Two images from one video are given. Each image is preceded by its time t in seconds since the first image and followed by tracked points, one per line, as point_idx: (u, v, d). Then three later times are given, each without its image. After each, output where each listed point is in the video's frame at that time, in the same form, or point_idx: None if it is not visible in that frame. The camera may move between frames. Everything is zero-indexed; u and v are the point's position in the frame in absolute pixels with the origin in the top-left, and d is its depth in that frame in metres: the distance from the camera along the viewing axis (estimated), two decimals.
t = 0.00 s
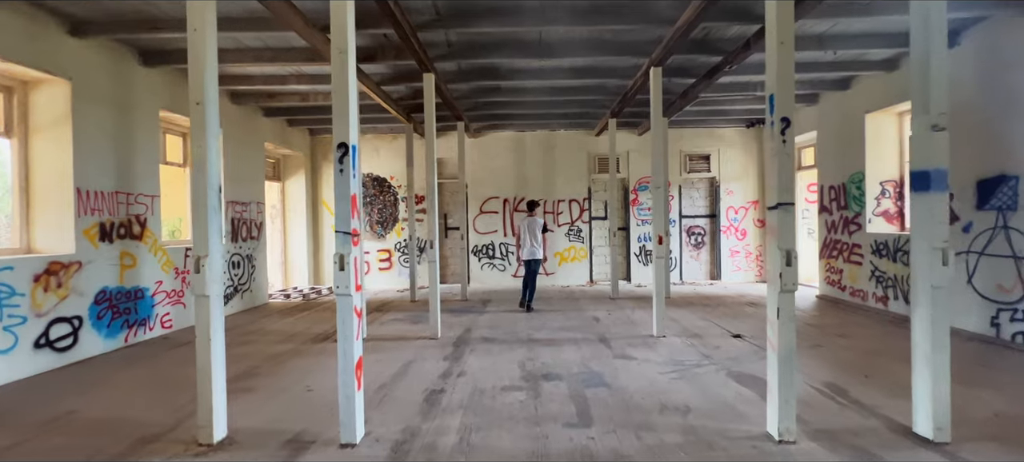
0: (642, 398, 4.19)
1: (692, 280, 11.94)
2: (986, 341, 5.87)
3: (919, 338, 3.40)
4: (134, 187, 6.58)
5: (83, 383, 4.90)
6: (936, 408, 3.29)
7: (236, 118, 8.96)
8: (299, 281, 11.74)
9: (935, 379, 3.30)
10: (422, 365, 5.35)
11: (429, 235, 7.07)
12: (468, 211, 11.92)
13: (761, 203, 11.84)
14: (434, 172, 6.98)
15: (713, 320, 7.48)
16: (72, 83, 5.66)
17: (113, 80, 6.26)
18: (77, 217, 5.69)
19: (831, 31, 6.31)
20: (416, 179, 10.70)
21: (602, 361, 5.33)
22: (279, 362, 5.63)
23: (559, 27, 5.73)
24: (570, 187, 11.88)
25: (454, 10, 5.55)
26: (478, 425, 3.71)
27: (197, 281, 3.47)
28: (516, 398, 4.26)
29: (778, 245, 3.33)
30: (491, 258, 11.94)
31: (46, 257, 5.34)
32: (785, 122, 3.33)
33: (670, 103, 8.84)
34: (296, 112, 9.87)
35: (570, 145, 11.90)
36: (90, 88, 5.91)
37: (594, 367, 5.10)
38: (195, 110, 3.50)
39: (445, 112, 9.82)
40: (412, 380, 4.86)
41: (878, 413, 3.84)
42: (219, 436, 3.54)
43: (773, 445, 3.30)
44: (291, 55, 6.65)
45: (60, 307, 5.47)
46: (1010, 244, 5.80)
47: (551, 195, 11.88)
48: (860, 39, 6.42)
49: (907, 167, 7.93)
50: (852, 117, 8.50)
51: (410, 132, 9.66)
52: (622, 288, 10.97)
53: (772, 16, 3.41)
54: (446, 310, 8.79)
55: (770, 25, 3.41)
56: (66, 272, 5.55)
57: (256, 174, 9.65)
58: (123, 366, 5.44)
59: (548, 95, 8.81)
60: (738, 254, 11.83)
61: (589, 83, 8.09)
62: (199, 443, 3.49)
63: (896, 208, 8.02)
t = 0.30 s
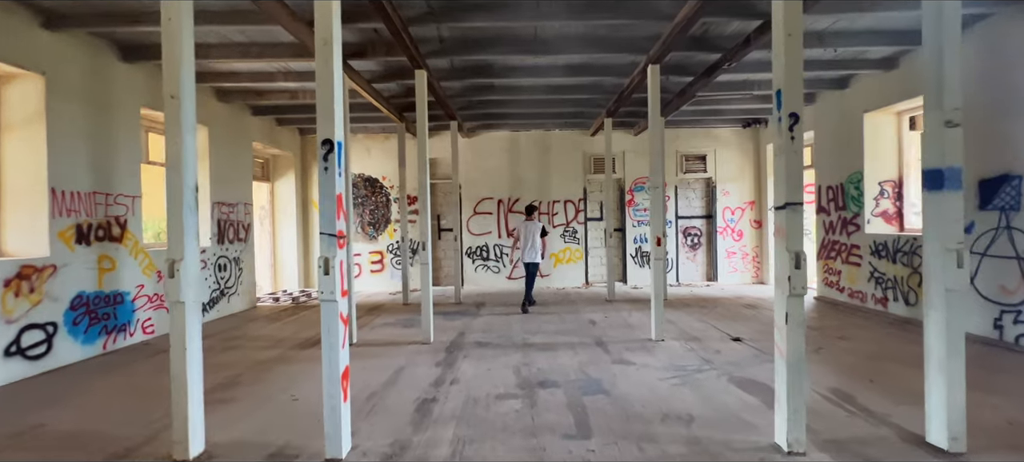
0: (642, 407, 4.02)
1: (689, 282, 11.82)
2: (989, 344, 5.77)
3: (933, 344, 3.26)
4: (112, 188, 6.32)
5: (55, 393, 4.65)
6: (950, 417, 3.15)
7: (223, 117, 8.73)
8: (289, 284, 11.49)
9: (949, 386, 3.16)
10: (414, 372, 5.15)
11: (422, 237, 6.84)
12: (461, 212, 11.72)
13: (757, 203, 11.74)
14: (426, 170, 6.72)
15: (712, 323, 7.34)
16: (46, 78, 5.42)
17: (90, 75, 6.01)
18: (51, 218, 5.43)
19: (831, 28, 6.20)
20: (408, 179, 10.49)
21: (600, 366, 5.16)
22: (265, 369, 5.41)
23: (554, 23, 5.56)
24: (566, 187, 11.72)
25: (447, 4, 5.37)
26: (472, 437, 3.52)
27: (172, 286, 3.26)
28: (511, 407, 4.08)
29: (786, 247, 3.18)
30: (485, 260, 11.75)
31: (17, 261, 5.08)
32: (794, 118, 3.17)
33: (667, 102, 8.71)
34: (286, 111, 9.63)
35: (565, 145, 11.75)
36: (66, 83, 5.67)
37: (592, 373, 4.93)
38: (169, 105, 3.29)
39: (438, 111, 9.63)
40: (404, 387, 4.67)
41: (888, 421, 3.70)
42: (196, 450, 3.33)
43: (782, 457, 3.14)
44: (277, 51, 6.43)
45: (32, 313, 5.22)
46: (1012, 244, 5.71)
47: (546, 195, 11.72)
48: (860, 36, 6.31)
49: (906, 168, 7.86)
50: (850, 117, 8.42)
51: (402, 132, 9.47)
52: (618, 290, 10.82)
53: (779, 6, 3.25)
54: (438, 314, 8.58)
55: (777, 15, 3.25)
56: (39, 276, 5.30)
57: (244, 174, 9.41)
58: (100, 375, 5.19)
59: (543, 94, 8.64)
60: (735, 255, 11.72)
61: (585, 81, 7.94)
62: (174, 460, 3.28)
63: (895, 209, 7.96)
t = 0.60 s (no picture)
0: (640, 412, 3.88)
1: (680, 282, 11.75)
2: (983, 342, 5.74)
3: (938, 346, 3.15)
4: (83, 187, 6.02)
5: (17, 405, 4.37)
6: (958, 420, 3.05)
7: (202, 114, 8.43)
8: (273, 286, 11.19)
9: (957, 388, 3.06)
10: (402, 378, 4.95)
11: (410, 238, 6.63)
12: (451, 212, 11.52)
13: (748, 202, 11.72)
14: (414, 168, 6.49)
15: (706, 323, 7.24)
16: (9, 71, 5.12)
17: (58, 70, 5.72)
18: (15, 219, 5.12)
19: (824, 24, 6.14)
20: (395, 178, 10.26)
21: (594, 369, 5.01)
22: (245, 377, 5.17)
23: (545, 16, 5.40)
24: (556, 186, 11.58)
25: None
26: (462, 448, 3.34)
27: (138, 292, 3.03)
28: (503, 414, 3.91)
29: (789, 245, 3.05)
30: (475, 261, 11.56)
31: None
32: (797, 110, 3.05)
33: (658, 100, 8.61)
34: (269, 108, 9.34)
35: (555, 143, 11.60)
36: (31, 76, 5.37)
37: (587, 377, 4.78)
38: (134, 96, 3.06)
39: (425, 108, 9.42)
40: (391, 395, 4.47)
41: (892, 424, 3.60)
42: None
43: None
44: (258, 45, 6.19)
45: None
46: (1005, 242, 5.69)
47: (537, 195, 11.56)
48: (853, 33, 6.26)
49: (897, 165, 7.85)
50: (841, 115, 8.40)
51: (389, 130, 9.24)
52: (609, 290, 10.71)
53: None
54: (427, 316, 8.37)
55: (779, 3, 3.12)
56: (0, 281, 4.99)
57: (225, 173, 9.11)
58: (67, 385, 4.91)
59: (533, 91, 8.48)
60: (726, 254, 11.68)
61: (576, 78, 7.80)
62: None
63: (886, 206, 7.94)
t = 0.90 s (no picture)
0: (631, 417, 3.77)
1: (667, 281, 11.74)
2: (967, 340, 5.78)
3: (934, 347, 3.10)
4: (46, 186, 5.70)
5: None
6: (953, 422, 3.00)
7: (176, 110, 8.11)
8: (252, 289, 10.87)
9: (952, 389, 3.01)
10: (385, 384, 4.77)
11: (393, 239, 6.44)
12: (436, 212, 11.32)
13: (734, 202, 11.75)
14: (397, 167, 6.29)
15: (694, 323, 7.19)
16: None
17: (18, 62, 5.41)
18: None
19: (812, 23, 6.12)
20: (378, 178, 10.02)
21: (584, 372, 4.90)
22: (219, 385, 4.93)
23: (532, 11, 5.26)
24: (543, 186, 11.46)
25: None
26: (448, 459, 3.19)
27: (95, 299, 2.80)
28: (491, 421, 3.77)
29: (785, 245, 2.96)
30: (461, 261, 11.38)
31: None
32: (792, 107, 2.95)
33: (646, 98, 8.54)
34: (247, 105, 9.02)
35: (542, 142, 11.49)
36: None
37: (576, 380, 4.66)
38: (89, 87, 2.83)
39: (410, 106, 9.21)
40: (374, 402, 4.28)
41: (886, 426, 3.54)
42: None
43: None
44: (234, 37, 5.94)
45: None
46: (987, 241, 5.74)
47: (523, 194, 11.43)
48: (839, 32, 6.26)
49: (881, 165, 7.90)
50: (826, 115, 8.44)
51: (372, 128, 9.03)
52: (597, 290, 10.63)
53: None
54: (412, 318, 8.18)
55: None
56: None
57: (201, 172, 8.79)
58: (26, 397, 4.61)
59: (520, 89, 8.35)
60: (712, 253, 11.70)
61: (563, 75, 7.68)
62: None
63: (870, 206, 7.98)
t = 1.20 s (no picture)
0: (617, 424, 3.63)
1: (652, 281, 11.70)
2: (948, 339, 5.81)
3: (924, 349, 3.03)
4: None
5: None
6: (943, 426, 2.94)
7: (144, 104, 7.72)
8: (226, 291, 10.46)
9: (943, 392, 2.94)
10: (361, 391, 4.56)
11: (372, 239, 6.21)
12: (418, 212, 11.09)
13: (718, 202, 11.77)
14: (376, 164, 6.07)
15: (679, 324, 7.11)
16: None
17: None
18: None
19: (797, 21, 6.08)
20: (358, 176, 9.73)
21: (568, 376, 4.76)
22: (185, 393, 4.66)
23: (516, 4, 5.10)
24: (527, 185, 11.32)
25: None
26: None
27: (33, 305, 2.56)
28: (472, 430, 3.60)
29: (775, 245, 2.86)
30: (444, 261, 11.16)
31: None
32: (784, 102, 2.85)
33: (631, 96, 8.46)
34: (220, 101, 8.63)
35: (526, 141, 11.34)
36: None
37: (561, 384, 4.52)
38: (27, 73, 2.57)
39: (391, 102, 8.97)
40: (348, 411, 4.07)
41: (875, 430, 3.47)
42: None
43: None
44: (202, 27, 5.65)
45: None
46: (967, 241, 5.78)
47: (508, 193, 11.27)
48: (823, 31, 6.24)
49: (862, 165, 7.94)
50: (809, 115, 8.46)
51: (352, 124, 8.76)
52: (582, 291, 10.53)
53: None
54: (392, 321, 7.94)
55: None
56: None
57: (171, 169, 8.41)
58: None
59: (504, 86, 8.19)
60: (696, 253, 11.71)
61: (548, 72, 7.54)
62: None
63: (852, 206, 8.01)
